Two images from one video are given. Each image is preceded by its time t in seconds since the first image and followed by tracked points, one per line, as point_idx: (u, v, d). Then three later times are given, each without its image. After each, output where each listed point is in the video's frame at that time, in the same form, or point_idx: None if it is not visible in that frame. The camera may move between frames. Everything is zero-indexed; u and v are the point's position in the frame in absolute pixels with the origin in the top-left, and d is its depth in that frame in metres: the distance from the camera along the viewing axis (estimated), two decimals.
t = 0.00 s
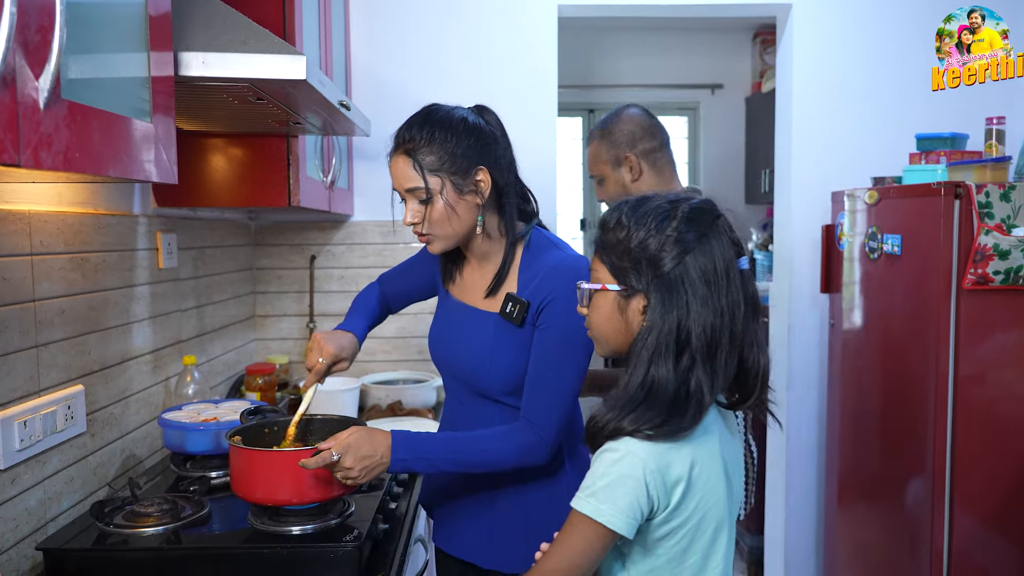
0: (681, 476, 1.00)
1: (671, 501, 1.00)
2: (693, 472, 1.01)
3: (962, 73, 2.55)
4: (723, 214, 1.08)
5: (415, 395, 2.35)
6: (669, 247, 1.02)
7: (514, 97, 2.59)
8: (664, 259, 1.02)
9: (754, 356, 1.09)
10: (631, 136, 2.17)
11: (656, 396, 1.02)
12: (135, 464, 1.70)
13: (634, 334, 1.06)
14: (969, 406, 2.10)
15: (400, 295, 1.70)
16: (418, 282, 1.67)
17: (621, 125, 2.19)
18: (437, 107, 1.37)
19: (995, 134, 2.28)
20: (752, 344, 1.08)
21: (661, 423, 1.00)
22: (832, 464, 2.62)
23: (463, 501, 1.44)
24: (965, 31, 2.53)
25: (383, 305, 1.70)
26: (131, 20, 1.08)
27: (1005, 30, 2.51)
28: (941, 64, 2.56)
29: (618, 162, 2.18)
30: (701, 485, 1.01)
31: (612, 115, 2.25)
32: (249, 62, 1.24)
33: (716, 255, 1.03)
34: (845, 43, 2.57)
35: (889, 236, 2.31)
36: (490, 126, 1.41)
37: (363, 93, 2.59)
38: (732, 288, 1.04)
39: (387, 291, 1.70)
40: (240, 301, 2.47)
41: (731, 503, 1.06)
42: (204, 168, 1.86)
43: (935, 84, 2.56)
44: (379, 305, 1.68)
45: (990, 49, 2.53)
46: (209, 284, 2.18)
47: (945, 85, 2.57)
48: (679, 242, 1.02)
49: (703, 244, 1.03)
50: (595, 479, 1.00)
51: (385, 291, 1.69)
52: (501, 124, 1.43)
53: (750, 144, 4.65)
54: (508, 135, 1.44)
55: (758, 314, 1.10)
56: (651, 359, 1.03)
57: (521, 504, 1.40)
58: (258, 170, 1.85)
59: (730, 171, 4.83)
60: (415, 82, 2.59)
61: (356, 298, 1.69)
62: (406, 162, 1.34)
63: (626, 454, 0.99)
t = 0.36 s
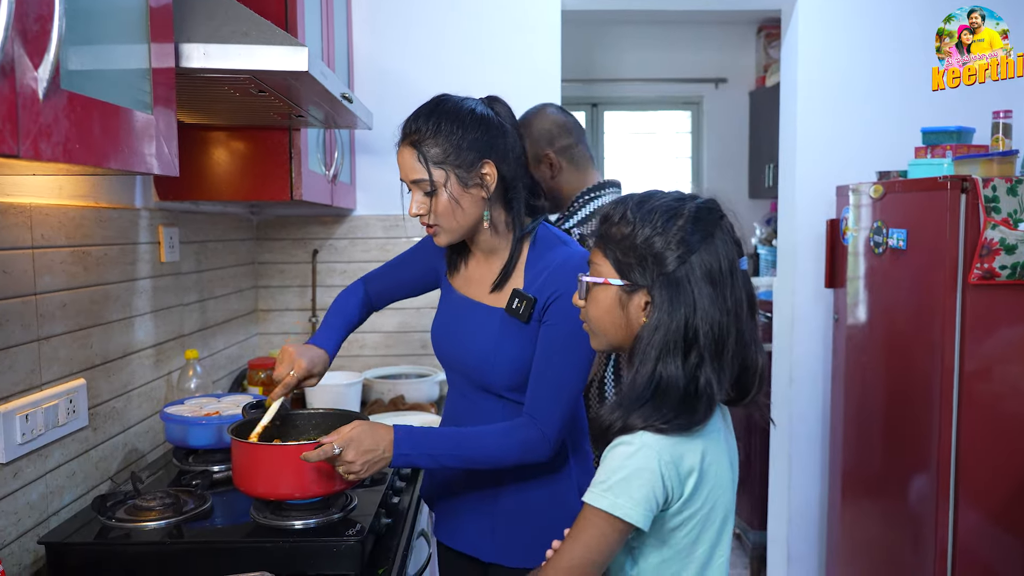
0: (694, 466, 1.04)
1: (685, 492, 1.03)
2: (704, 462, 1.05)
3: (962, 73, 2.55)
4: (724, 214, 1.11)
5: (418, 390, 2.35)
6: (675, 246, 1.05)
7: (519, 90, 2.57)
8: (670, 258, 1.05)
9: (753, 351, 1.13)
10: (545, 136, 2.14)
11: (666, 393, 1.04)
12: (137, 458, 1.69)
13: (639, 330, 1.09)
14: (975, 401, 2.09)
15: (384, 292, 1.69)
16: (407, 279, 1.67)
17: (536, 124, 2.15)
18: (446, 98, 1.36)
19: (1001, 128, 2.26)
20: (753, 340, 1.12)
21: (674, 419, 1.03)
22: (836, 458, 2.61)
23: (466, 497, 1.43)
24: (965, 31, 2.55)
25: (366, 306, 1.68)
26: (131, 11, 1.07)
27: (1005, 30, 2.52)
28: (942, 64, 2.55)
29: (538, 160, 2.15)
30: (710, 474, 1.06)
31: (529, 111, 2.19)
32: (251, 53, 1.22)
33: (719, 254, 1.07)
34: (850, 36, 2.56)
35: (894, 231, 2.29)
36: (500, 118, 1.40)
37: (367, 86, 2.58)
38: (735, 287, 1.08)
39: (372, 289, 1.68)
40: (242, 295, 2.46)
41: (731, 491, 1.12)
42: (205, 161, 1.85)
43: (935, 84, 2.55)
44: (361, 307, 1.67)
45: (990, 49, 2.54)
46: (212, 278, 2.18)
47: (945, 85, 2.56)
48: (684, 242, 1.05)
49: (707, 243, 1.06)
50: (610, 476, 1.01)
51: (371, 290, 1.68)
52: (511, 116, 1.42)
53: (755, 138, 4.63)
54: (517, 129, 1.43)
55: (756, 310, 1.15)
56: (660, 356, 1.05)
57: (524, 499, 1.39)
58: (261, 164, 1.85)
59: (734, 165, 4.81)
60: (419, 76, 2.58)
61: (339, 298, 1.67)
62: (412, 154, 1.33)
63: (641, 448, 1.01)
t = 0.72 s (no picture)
0: (707, 451, 1.06)
1: (699, 476, 1.05)
2: (715, 447, 1.07)
3: (962, 74, 2.50)
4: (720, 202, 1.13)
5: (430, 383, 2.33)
6: (674, 235, 1.07)
7: (531, 80, 2.54)
8: (671, 248, 1.06)
9: (755, 334, 1.15)
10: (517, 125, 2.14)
11: (674, 379, 1.06)
12: (147, 451, 1.68)
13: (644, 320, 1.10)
14: (998, 395, 2.04)
15: (399, 262, 1.67)
16: (421, 253, 1.64)
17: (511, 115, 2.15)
18: (450, 89, 1.33)
19: None
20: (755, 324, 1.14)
21: (685, 406, 1.05)
22: (853, 452, 2.57)
23: (478, 492, 1.41)
24: (965, 31, 2.48)
25: (379, 268, 1.66)
26: None
27: (1005, 30, 2.45)
28: (941, 64, 2.50)
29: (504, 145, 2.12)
30: (720, 459, 1.09)
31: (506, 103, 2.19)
32: (259, 40, 1.20)
33: (718, 241, 1.09)
34: (869, 23, 2.51)
35: (916, 223, 2.24)
36: (505, 108, 1.37)
37: (378, 76, 2.55)
38: (734, 272, 1.10)
39: (387, 254, 1.66)
40: (253, 287, 2.45)
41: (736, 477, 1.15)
42: (216, 152, 1.83)
43: (935, 84, 2.51)
44: (374, 269, 1.65)
45: (990, 49, 2.48)
46: (223, 269, 2.16)
47: (945, 85, 2.51)
48: (683, 231, 1.07)
49: (706, 232, 1.07)
50: (628, 462, 1.02)
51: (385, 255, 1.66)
52: (516, 105, 1.39)
53: (770, 128, 4.57)
54: (524, 118, 1.40)
55: (755, 294, 1.17)
56: (666, 344, 1.06)
57: (537, 495, 1.37)
58: (271, 154, 1.83)
59: (749, 155, 4.75)
60: (430, 65, 2.55)
61: (353, 258, 1.65)
62: (416, 146, 1.30)
63: (658, 434, 1.03)
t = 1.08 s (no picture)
0: (729, 449, 1.03)
1: (723, 475, 1.03)
2: (737, 445, 1.05)
3: (962, 73, 2.45)
4: (732, 204, 1.11)
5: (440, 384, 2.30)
6: (687, 237, 1.05)
7: (542, 75, 2.50)
8: (684, 249, 1.04)
9: (767, 337, 1.13)
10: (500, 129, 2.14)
11: (692, 381, 1.04)
12: (153, 454, 1.66)
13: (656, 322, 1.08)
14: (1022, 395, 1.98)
15: (413, 262, 1.64)
16: (434, 252, 1.61)
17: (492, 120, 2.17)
18: (462, 82, 1.30)
19: None
20: (767, 326, 1.13)
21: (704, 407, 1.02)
22: (872, 453, 2.52)
23: (488, 498, 1.37)
24: (965, 31, 2.44)
25: (395, 270, 1.64)
26: None
27: (1005, 30, 2.41)
28: (941, 64, 2.45)
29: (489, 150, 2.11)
30: (743, 456, 1.06)
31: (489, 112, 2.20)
32: (262, 34, 1.16)
33: (732, 243, 1.07)
34: (887, 16, 2.45)
35: (937, 220, 2.18)
36: (518, 104, 1.33)
37: (387, 72, 2.52)
38: (747, 274, 1.08)
39: (401, 257, 1.64)
40: (261, 287, 2.42)
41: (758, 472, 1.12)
42: (223, 150, 1.80)
43: (935, 84, 2.46)
44: (389, 273, 1.62)
45: (990, 49, 2.44)
46: (230, 269, 2.14)
47: (945, 85, 2.46)
48: (697, 233, 1.05)
49: (719, 234, 1.06)
50: (652, 465, 1.00)
51: (399, 258, 1.64)
52: (531, 103, 1.36)
53: (785, 123, 4.51)
54: (537, 116, 1.36)
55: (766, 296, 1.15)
56: (683, 346, 1.04)
57: (548, 500, 1.33)
58: (278, 152, 1.80)
59: (764, 151, 4.69)
60: (439, 62, 2.52)
61: (366, 266, 1.62)
62: (425, 139, 1.27)
63: (679, 434, 1.00)
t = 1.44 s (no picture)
0: (746, 444, 0.99)
1: (741, 470, 0.99)
2: (754, 439, 1.01)
3: (961, 74, 2.40)
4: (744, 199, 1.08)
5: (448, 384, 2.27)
6: (701, 232, 1.01)
7: (552, 70, 2.45)
8: (698, 244, 1.01)
9: (781, 333, 1.11)
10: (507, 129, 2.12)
11: (709, 379, 1.00)
12: (156, 455, 1.63)
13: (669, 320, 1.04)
14: None
15: (413, 271, 1.60)
16: (436, 260, 1.58)
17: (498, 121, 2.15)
18: (466, 76, 1.26)
19: None
20: (781, 322, 1.10)
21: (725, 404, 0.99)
22: (889, 454, 2.47)
23: (496, 503, 1.33)
24: (964, 32, 2.39)
25: (395, 278, 1.60)
26: None
27: (1004, 30, 2.37)
28: (941, 64, 2.40)
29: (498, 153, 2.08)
30: (760, 451, 1.02)
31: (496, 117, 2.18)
32: (263, 26, 1.13)
33: (746, 238, 1.04)
34: (903, 7, 2.40)
35: (957, 216, 2.13)
36: (525, 95, 1.29)
37: (394, 68, 2.49)
38: (761, 270, 1.05)
39: (402, 264, 1.60)
40: (268, 285, 2.39)
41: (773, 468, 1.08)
42: (229, 147, 1.77)
43: (933, 84, 2.41)
44: (389, 279, 1.59)
45: (989, 49, 2.39)
46: (236, 267, 2.11)
47: (944, 86, 2.41)
48: (711, 227, 1.02)
49: (734, 228, 1.03)
50: (669, 462, 0.95)
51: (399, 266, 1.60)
52: (538, 93, 1.31)
53: (798, 118, 4.45)
54: (545, 107, 1.32)
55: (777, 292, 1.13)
56: (699, 343, 1.01)
57: (558, 505, 1.29)
58: (283, 149, 1.76)
59: (776, 147, 4.63)
60: (447, 57, 2.48)
61: (366, 269, 1.59)
62: (430, 137, 1.23)
63: (696, 429, 0.96)
